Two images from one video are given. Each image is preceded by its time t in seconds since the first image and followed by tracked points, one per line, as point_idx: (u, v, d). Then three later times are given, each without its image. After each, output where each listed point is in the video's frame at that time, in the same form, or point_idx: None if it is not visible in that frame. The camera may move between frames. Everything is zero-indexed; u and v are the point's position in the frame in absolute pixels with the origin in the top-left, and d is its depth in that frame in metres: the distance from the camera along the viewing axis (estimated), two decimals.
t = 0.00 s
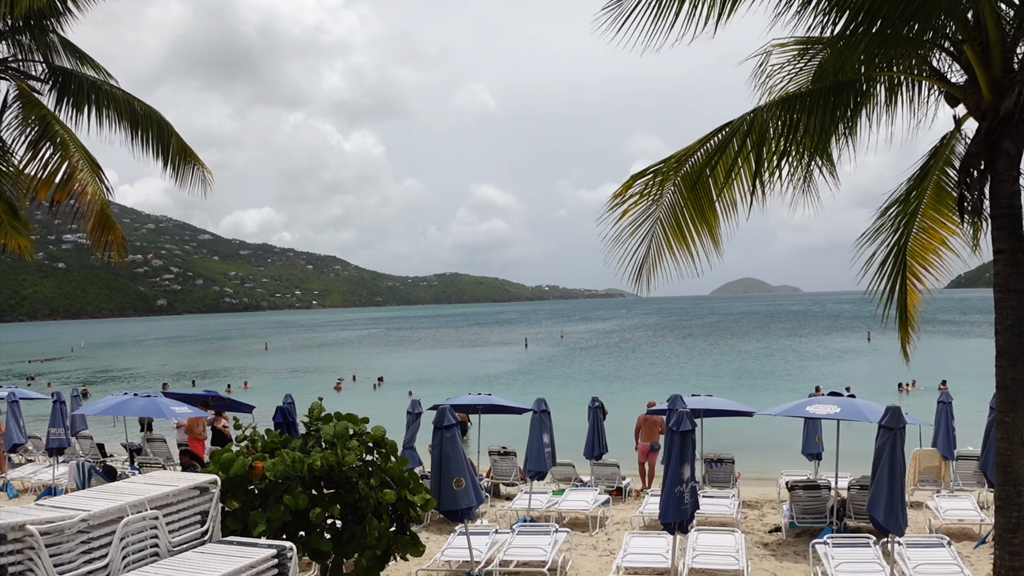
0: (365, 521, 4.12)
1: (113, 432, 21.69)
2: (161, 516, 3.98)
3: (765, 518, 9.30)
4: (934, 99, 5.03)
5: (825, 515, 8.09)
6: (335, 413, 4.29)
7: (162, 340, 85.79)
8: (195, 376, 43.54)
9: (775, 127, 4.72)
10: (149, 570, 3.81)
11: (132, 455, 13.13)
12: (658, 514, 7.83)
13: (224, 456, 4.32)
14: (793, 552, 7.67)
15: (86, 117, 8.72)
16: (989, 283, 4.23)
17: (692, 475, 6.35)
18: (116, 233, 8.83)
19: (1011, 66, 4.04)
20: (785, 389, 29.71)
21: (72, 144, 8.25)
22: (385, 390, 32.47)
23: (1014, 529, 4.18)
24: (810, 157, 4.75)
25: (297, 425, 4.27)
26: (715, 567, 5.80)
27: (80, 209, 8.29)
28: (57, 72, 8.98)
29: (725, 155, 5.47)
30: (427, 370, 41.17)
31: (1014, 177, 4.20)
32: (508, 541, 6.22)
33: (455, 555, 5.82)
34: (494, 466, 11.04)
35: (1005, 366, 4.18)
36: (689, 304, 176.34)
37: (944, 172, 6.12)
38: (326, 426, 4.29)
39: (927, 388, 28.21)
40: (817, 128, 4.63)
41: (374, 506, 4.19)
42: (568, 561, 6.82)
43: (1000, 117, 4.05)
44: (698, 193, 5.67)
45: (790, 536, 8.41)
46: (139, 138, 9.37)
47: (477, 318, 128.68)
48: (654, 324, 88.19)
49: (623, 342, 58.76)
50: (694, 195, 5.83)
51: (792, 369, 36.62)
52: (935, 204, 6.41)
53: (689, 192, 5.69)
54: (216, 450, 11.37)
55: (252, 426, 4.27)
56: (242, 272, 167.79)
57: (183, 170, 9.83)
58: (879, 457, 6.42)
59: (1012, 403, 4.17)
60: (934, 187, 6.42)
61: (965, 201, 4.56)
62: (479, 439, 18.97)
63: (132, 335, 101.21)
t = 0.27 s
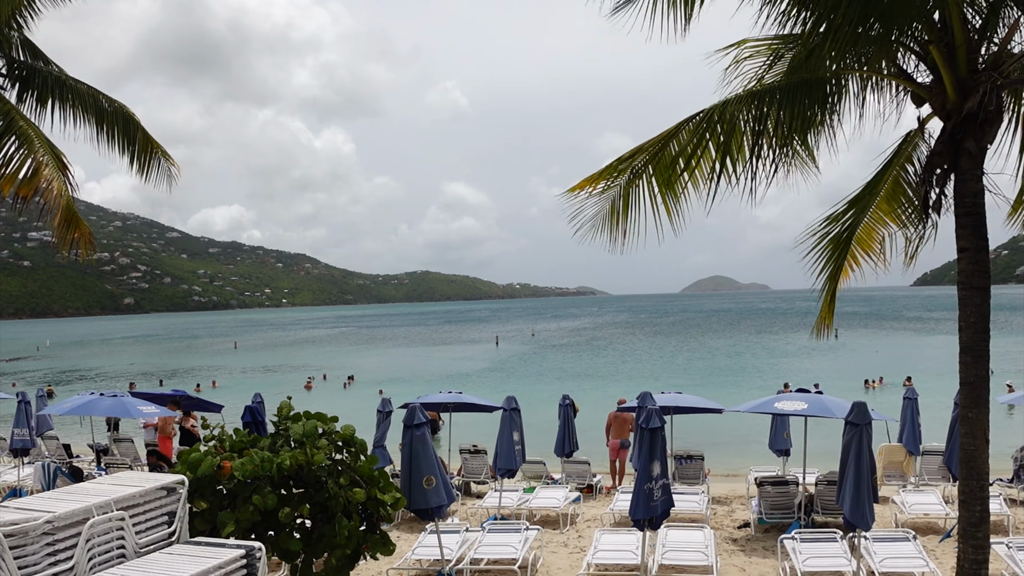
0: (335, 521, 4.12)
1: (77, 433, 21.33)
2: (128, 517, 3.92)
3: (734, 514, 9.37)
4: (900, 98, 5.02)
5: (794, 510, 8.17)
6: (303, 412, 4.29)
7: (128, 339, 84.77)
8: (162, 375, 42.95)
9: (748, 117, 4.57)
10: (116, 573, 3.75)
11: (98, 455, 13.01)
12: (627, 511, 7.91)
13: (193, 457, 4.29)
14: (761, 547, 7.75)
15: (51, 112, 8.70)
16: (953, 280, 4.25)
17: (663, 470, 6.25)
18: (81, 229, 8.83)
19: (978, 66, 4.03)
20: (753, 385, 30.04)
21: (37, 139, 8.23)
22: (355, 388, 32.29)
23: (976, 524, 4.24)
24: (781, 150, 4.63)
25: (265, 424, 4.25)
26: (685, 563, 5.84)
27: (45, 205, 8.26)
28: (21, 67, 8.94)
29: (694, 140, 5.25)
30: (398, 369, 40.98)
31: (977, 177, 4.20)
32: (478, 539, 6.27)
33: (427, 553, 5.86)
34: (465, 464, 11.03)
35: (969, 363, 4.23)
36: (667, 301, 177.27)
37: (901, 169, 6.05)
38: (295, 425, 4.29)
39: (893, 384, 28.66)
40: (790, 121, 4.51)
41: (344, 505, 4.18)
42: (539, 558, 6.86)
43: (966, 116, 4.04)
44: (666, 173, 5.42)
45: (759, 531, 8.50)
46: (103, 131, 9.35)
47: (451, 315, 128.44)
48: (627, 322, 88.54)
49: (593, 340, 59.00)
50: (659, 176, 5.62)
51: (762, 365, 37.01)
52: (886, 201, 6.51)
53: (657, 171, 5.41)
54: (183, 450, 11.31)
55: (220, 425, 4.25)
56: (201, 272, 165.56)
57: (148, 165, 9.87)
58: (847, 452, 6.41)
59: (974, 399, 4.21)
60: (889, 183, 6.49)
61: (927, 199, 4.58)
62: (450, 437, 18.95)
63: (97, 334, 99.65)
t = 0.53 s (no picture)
0: (307, 520, 4.12)
1: (44, 436, 21.02)
2: (98, 518, 3.87)
3: (708, 511, 9.42)
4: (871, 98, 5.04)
5: (766, 506, 8.19)
6: (275, 412, 4.27)
7: (96, 339, 83.71)
8: (133, 375, 42.42)
9: (723, 114, 4.53)
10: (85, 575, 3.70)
11: (68, 456, 12.91)
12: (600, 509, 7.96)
13: (163, 457, 4.27)
14: (734, 543, 7.81)
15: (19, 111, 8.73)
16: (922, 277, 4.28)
17: (636, 467, 6.23)
18: (51, 227, 8.87)
19: (946, 67, 4.05)
20: (726, 382, 30.21)
21: (6, 137, 8.25)
22: (328, 387, 32.11)
23: (944, 518, 4.27)
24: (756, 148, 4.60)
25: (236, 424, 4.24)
26: (658, 560, 5.86)
27: (14, 203, 8.30)
28: None
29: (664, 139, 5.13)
30: (372, 368, 40.76)
31: (945, 176, 4.23)
32: (452, 537, 6.30)
33: (399, 553, 5.86)
34: (439, 463, 11.01)
35: (936, 359, 4.27)
36: (648, 299, 177.80)
37: (863, 168, 6.21)
38: (267, 425, 4.28)
39: (863, 381, 28.93)
40: (764, 119, 4.50)
41: (316, 505, 4.18)
42: (512, 557, 6.88)
43: (934, 115, 4.07)
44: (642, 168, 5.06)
45: (732, 528, 8.52)
46: (68, 128, 9.28)
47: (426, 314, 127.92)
48: (602, 320, 88.57)
49: (567, 338, 59.11)
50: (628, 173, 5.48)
51: (737, 363, 37.20)
52: (850, 192, 6.60)
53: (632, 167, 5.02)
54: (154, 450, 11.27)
55: (191, 425, 4.24)
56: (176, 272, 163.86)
57: (115, 164, 9.89)
58: (817, 448, 6.43)
59: (942, 395, 4.24)
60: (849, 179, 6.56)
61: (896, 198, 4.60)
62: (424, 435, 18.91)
63: (65, 334, 98.27)
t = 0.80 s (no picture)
0: (280, 520, 4.11)
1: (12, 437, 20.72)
2: (68, 519, 3.82)
3: (682, 508, 9.44)
4: (842, 97, 5.06)
5: (739, 502, 8.23)
6: (248, 411, 4.25)
7: (63, 338, 82.59)
8: (104, 375, 41.86)
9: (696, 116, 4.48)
10: None
11: (39, 457, 12.79)
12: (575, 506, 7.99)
13: (135, 457, 4.25)
14: (708, 540, 7.83)
15: None
16: (891, 275, 4.30)
17: (609, 464, 6.25)
18: (25, 226, 8.88)
19: (917, 67, 4.05)
20: (700, 379, 30.38)
21: None
22: (302, 386, 31.91)
23: (914, 513, 4.29)
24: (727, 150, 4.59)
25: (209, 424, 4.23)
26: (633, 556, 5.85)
27: None
28: None
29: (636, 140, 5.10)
30: (347, 366, 40.55)
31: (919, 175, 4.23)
32: (427, 537, 6.30)
33: (373, 553, 5.88)
34: (415, 462, 10.96)
35: (907, 357, 4.30)
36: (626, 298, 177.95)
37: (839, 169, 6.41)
38: (240, 424, 4.26)
39: (835, 377, 29.20)
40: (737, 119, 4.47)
41: (289, 505, 4.18)
42: (488, 555, 6.88)
43: (909, 116, 4.07)
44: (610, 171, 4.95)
45: (706, 524, 8.55)
46: (30, 128, 9.14)
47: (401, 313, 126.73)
48: (577, 318, 88.38)
49: (543, 336, 59.18)
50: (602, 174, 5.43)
51: (713, 360, 37.37)
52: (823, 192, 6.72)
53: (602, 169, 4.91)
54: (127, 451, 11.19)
55: (163, 425, 4.22)
56: (154, 271, 162.01)
57: (79, 164, 9.85)
58: (789, 444, 6.47)
59: (913, 391, 4.28)
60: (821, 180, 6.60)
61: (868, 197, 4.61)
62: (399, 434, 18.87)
63: (33, 334, 96.84)
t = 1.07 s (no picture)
0: (253, 520, 4.10)
1: None
2: (38, 521, 3.77)
3: (656, 505, 9.50)
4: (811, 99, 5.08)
5: (712, 499, 8.28)
6: (221, 411, 4.25)
7: (28, 338, 81.31)
8: (74, 375, 41.26)
9: (666, 114, 4.49)
10: None
11: (10, 458, 12.65)
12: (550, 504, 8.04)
13: (105, 458, 4.24)
14: (682, 536, 7.89)
15: None
16: (862, 274, 4.31)
17: (583, 462, 6.28)
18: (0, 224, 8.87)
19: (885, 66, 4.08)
20: (675, 377, 30.52)
21: None
22: (276, 386, 31.68)
23: (884, 509, 4.31)
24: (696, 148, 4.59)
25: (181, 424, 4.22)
26: (606, 553, 5.88)
27: None
28: None
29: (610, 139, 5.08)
30: (323, 366, 40.28)
31: (888, 174, 4.25)
32: (401, 535, 6.35)
33: (348, 552, 5.90)
34: (389, 461, 10.95)
35: (876, 354, 4.31)
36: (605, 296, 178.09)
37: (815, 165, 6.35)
38: (212, 425, 4.25)
39: (808, 375, 29.47)
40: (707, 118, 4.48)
41: (263, 504, 4.17)
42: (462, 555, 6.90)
43: (877, 115, 4.09)
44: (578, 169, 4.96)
45: (680, 521, 8.60)
46: None
47: (377, 312, 125.86)
48: (553, 316, 88.22)
49: (517, 335, 59.20)
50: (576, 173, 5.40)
51: (689, 358, 37.54)
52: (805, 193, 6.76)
53: (569, 166, 4.92)
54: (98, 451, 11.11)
55: (134, 426, 4.22)
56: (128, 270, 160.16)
57: (37, 164, 9.74)
58: (761, 441, 6.50)
59: (883, 388, 4.30)
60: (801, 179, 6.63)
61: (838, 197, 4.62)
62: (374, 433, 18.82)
63: None
